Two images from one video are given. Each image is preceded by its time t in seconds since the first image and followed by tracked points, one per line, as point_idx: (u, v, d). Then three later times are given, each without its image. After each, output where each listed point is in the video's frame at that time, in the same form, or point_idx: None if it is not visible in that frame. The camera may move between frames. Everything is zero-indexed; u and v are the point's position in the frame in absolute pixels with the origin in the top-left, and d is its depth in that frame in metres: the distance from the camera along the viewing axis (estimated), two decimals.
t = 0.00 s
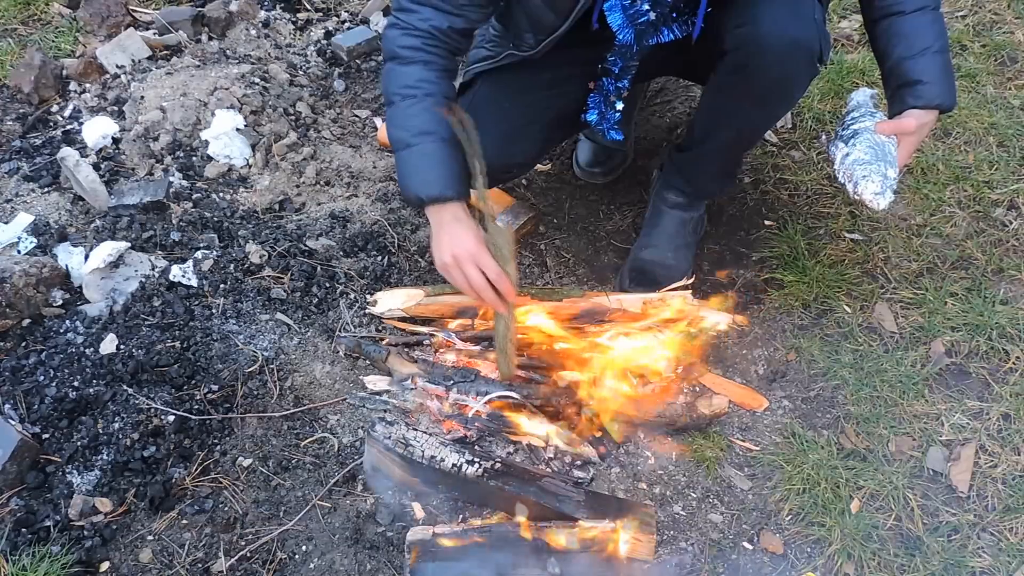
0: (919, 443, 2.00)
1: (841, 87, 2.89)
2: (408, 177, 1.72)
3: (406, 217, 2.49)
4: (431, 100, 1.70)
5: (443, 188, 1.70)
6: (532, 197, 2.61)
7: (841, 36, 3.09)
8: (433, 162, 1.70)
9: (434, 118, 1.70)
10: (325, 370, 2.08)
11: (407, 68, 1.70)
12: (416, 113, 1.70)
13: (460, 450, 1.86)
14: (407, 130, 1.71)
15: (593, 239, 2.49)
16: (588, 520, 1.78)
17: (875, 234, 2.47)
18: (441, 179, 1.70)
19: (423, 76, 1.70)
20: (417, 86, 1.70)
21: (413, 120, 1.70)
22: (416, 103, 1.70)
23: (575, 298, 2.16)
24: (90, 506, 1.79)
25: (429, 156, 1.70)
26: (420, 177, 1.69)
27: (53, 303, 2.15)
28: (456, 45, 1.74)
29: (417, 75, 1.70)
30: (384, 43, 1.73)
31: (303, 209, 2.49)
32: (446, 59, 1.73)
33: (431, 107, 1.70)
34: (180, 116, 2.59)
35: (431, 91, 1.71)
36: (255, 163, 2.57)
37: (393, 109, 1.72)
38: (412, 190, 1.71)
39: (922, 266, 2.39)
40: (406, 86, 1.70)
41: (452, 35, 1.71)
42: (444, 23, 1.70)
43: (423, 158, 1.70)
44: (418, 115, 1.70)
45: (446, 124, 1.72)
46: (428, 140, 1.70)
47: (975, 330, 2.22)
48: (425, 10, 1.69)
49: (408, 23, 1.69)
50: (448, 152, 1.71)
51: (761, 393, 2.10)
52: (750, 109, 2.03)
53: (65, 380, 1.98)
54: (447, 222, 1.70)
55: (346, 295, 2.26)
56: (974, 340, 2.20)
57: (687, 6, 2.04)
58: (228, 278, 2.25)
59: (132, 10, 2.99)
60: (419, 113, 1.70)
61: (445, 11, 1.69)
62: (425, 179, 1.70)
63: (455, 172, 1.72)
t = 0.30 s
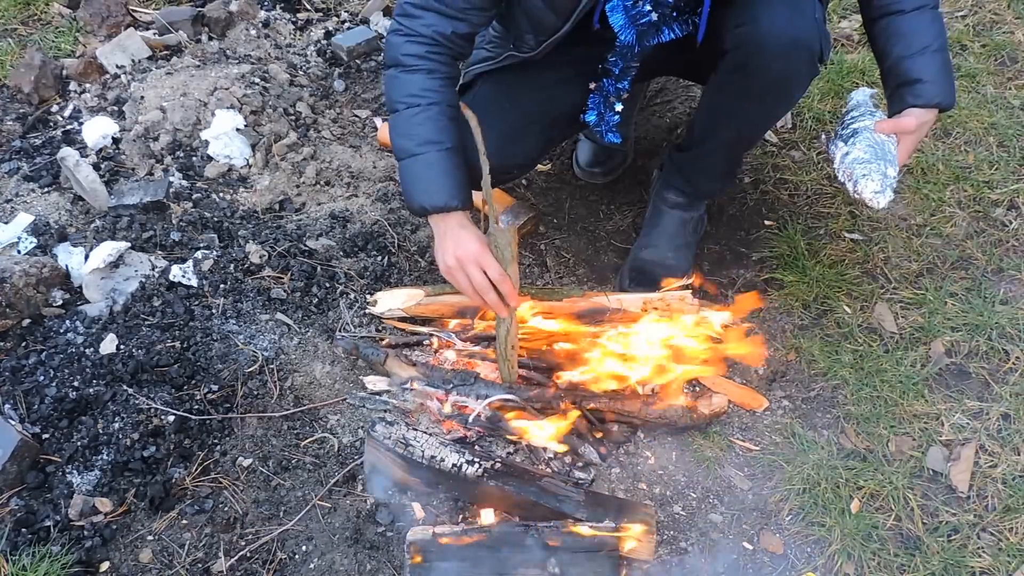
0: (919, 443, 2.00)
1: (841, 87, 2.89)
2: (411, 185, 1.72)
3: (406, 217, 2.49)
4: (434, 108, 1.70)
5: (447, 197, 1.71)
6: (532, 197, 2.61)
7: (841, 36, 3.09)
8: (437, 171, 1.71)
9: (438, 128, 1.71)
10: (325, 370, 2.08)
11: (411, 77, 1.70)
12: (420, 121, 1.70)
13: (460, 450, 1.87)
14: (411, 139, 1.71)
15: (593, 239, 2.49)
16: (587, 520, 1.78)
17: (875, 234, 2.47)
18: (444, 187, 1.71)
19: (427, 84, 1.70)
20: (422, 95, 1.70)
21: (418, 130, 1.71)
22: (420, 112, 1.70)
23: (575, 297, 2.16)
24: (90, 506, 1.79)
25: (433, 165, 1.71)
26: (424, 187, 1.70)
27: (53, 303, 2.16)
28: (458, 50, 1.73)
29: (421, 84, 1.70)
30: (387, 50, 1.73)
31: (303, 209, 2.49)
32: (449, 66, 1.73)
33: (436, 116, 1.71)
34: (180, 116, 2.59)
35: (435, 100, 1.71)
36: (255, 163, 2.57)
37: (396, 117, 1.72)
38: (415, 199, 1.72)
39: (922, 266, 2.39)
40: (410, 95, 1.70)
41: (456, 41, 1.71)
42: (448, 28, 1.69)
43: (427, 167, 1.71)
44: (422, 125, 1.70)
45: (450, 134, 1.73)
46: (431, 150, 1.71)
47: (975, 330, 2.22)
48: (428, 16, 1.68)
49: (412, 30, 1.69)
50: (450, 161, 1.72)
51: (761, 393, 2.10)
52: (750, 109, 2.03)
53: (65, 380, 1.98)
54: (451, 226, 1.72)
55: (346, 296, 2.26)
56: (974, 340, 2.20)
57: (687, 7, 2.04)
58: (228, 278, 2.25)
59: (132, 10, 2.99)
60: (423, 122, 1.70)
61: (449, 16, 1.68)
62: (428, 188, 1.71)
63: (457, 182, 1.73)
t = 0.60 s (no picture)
0: (919, 444, 2.00)
1: (841, 87, 2.89)
2: (410, 186, 1.72)
3: (406, 217, 2.49)
4: (434, 109, 1.71)
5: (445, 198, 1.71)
6: (532, 197, 2.61)
7: (841, 36, 3.09)
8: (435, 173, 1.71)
9: (437, 128, 1.71)
10: (325, 370, 2.08)
11: (410, 77, 1.70)
12: (418, 122, 1.70)
13: (460, 450, 1.87)
14: (410, 140, 1.71)
15: (593, 239, 2.49)
16: (588, 520, 1.78)
17: (875, 233, 2.47)
18: (443, 187, 1.71)
19: (426, 85, 1.70)
20: (421, 96, 1.70)
21: (416, 131, 1.71)
22: (419, 113, 1.70)
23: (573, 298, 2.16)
24: (90, 506, 1.79)
25: (432, 165, 1.71)
26: (423, 188, 1.70)
27: (54, 303, 2.16)
28: (459, 50, 1.73)
29: (420, 85, 1.70)
30: (387, 50, 1.72)
31: (303, 209, 2.49)
32: (448, 67, 1.73)
33: (435, 117, 1.71)
34: (180, 116, 2.59)
35: (434, 100, 1.71)
36: (255, 163, 2.57)
37: (395, 117, 1.72)
38: (414, 200, 1.72)
39: (922, 266, 2.39)
40: (409, 96, 1.70)
41: (456, 41, 1.71)
42: (448, 29, 1.69)
43: (426, 167, 1.71)
44: (421, 125, 1.70)
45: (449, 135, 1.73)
46: (430, 151, 1.71)
47: (975, 329, 2.22)
48: (429, 16, 1.68)
49: (412, 30, 1.68)
50: (449, 163, 1.72)
51: (761, 393, 2.10)
52: (750, 108, 2.03)
53: (65, 380, 1.98)
54: (449, 226, 1.72)
55: (346, 296, 2.26)
56: (974, 340, 2.20)
57: (687, 6, 2.04)
58: (228, 278, 2.25)
59: (132, 10, 2.99)
60: (423, 122, 1.70)
61: (449, 16, 1.68)
62: (427, 189, 1.71)
63: (456, 183, 1.73)
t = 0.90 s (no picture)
0: (919, 443, 2.00)
1: (841, 87, 2.88)
2: (410, 190, 1.72)
3: (406, 217, 2.49)
4: (435, 113, 1.70)
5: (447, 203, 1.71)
6: (532, 197, 2.61)
7: (841, 36, 3.09)
8: (433, 177, 1.70)
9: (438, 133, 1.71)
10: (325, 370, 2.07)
11: (411, 80, 1.70)
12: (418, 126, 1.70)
13: (460, 450, 1.86)
14: (411, 144, 1.71)
15: (593, 239, 2.49)
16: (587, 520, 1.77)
17: (875, 234, 2.47)
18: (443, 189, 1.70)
19: (428, 88, 1.71)
20: (422, 101, 1.70)
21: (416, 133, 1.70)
22: (419, 116, 1.70)
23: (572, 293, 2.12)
24: (90, 506, 1.79)
25: (431, 169, 1.70)
26: (423, 192, 1.70)
27: (54, 303, 2.16)
28: (462, 52, 1.74)
29: (421, 88, 1.70)
30: (388, 53, 1.73)
31: (303, 209, 2.49)
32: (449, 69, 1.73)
33: (435, 121, 1.70)
34: (180, 116, 2.59)
35: (435, 104, 1.71)
36: (255, 163, 2.57)
37: (396, 121, 1.72)
38: (413, 204, 1.72)
39: (922, 266, 2.39)
40: (409, 99, 1.70)
41: (459, 43, 1.72)
42: (451, 31, 1.69)
43: (426, 171, 1.71)
44: (421, 130, 1.71)
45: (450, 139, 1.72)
46: (430, 155, 1.70)
47: (975, 329, 2.22)
48: (431, 19, 1.69)
49: (414, 33, 1.69)
50: (447, 167, 1.71)
51: (761, 393, 2.10)
52: (750, 108, 2.03)
53: (65, 380, 1.98)
54: (446, 233, 1.72)
55: (346, 296, 2.26)
56: (974, 340, 2.20)
57: (688, 7, 2.03)
58: (228, 278, 2.25)
59: (132, 10, 2.99)
60: (424, 127, 1.70)
61: (451, 18, 1.69)
62: (426, 193, 1.70)
63: (454, 188, 1.72)
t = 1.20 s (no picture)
0: (919, 443, 2.00)
1: (841, 87, 2.88)
2: (408, 163, 1.69)
3: (406, 218, 2.49)
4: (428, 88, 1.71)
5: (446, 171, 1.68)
6: (532, 197, 2.61)
7: (841, 36, 3.09)
8: (431, 148, 1.68)
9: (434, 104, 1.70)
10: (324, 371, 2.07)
11: (404, 58, 1.71)
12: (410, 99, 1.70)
13: (460, 450, 1.85)
14: (405, 118, 1.69)
15: (593, 239, 2.49)
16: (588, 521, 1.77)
17: (875, 234, 2.47)
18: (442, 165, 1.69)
19: (421, 66, 1.72)
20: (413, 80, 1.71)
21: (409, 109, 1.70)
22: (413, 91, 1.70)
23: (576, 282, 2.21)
24: (90, 506, 1.79)
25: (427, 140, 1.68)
26: (421, 163, 1.67)
27: (54, 303, 2.16)
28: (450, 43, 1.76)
29: (414, 65, 1.71)
30: (380, 35, 1.75)
31: (303, 209, 2.49)
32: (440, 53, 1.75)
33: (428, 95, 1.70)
34: (180, 116, 2.59)
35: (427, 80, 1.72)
36: (255, 163, 2.57)
37: (390, 97, 1.72)
38: (411, 177, 1.69)
39: (922, 266, 2.39)
40: (403, 74, 1.71)
41: (448, 31, 1.74)
42: (439, 18, 1.72)
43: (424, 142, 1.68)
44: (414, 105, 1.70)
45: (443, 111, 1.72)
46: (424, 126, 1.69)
47: (975, 329, 2.22)
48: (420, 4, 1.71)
49: (404, 16, 1.72)
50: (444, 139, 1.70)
51: (761, 393, 2.10)
52: (751, 109, 2.03)
53: (65, 380, 1.98)
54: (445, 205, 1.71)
55: (346, 296, 2.26)
56: (974, 339, 2.20)
57: (688, 7, 2.03)
58: (228, 278, 2.25)
59: (132, 10, 2.99)
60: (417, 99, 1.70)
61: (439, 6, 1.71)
62: (424, 165, 1.67)
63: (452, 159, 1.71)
